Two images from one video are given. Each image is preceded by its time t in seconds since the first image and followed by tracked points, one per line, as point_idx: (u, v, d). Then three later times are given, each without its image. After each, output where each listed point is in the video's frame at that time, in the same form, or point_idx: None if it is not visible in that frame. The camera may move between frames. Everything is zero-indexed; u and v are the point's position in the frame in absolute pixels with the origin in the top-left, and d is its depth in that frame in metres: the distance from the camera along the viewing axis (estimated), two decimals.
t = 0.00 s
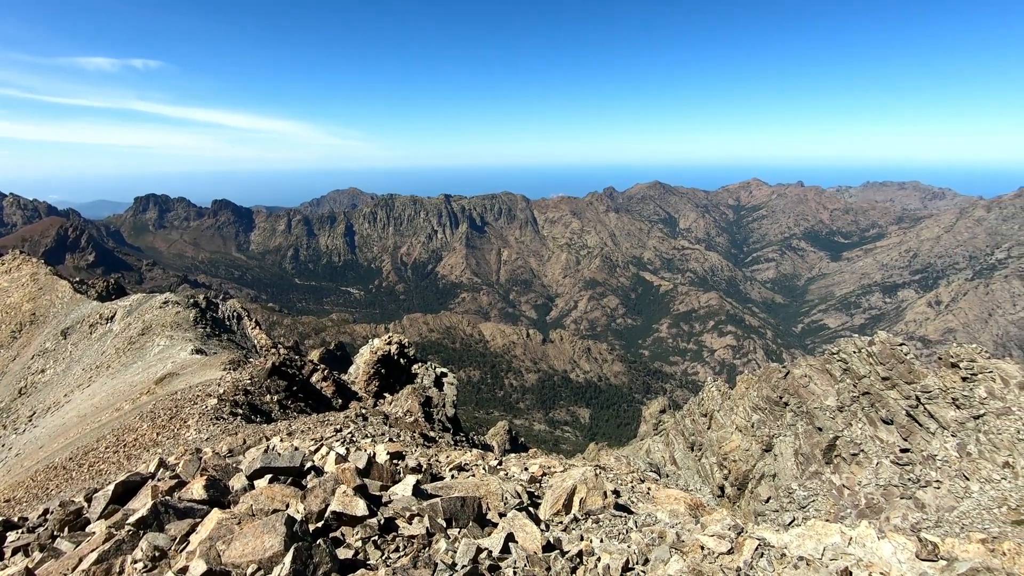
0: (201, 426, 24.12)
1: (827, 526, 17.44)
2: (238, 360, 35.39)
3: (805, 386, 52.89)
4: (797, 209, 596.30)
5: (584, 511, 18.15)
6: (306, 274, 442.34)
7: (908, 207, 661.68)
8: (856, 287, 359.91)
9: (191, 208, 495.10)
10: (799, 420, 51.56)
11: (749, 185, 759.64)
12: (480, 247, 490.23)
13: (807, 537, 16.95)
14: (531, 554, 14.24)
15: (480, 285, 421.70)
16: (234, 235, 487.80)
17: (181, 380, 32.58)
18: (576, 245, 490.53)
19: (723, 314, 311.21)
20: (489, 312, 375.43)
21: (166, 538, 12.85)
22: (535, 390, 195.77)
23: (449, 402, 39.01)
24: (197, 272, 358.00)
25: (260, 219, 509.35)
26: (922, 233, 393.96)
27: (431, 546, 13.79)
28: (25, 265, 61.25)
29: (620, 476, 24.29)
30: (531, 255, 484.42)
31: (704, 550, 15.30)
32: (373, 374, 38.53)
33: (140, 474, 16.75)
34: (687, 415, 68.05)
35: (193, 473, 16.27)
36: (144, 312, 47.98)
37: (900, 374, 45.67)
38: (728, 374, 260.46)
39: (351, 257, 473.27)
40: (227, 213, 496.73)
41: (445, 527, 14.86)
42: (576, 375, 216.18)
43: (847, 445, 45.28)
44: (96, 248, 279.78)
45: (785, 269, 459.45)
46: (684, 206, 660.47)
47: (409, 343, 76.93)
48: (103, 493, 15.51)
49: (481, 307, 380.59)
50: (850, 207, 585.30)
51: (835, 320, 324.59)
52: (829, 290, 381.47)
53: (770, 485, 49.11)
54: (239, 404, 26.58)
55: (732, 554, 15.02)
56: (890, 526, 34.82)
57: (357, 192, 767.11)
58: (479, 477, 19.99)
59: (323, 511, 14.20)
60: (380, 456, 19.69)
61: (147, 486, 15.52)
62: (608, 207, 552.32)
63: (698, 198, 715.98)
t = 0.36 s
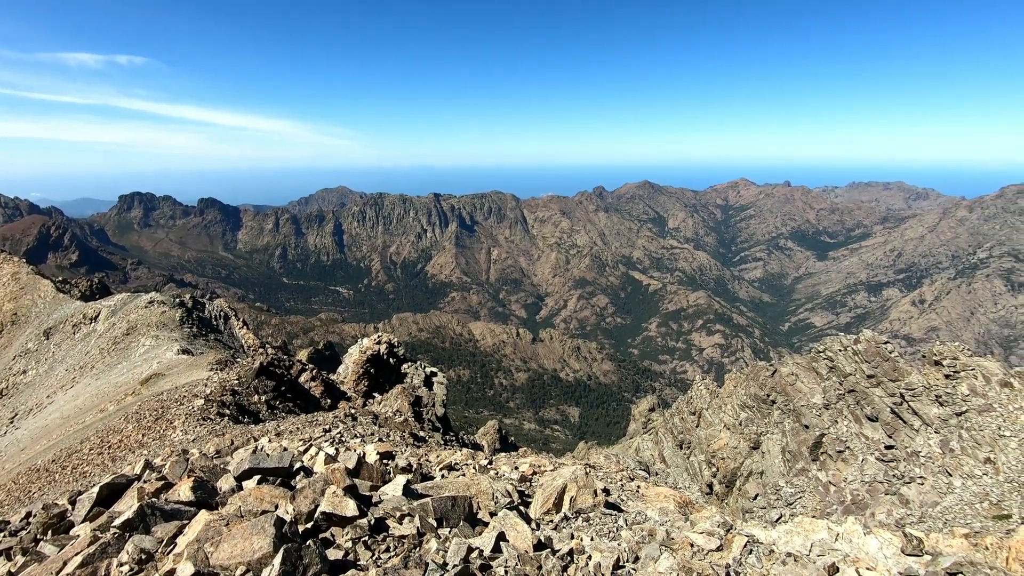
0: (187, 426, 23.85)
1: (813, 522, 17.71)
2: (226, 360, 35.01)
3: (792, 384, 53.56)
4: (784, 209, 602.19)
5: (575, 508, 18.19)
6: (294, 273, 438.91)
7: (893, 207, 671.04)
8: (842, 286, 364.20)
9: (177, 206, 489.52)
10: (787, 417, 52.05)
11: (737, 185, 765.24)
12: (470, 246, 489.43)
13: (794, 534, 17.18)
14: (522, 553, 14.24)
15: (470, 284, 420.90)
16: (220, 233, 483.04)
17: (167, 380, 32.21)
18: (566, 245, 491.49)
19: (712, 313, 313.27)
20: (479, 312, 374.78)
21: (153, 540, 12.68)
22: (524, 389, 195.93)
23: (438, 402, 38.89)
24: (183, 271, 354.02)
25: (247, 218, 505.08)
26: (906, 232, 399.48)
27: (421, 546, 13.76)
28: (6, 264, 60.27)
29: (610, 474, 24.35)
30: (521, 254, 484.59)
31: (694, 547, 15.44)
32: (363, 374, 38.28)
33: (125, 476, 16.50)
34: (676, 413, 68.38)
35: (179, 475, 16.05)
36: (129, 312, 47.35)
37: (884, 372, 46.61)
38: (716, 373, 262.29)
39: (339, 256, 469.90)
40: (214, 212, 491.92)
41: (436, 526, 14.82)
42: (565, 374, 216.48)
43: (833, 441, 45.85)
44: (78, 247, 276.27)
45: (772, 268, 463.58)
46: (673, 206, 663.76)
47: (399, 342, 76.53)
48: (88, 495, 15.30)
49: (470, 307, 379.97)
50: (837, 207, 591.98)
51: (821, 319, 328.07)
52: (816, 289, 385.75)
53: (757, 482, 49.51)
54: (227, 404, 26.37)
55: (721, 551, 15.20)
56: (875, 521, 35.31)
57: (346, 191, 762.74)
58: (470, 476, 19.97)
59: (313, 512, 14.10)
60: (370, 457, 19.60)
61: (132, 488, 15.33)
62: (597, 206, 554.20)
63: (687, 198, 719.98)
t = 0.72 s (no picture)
0: (178, 427, 23.70)
1: (807, 521, 17.81)
2: (217, 360, 34.76)
3: (783, 384, 53.92)
4: (776, 210, 606.40)
5: (568, 509, 18.18)
6: (286, 274, 436.78)
7: (883, 208, 677.65)
8: (833, 287, 367.10)
9: (167, 206, 486.25)
10: (778, 417, 52.42)
11: (729, 185, 769.49)
12: (463, 246, 488.67)
13: (785, 532, 17.27)
14: (516, 553, 14.27)
15: (463, 285, 420.53)
16: (211, 233, 480.17)
17: (158, 381, 31.95)
18: (559, 245, 492.58)
19: (704, 313, 314.95)
20: (472, 312, 374.43)
21: (145, 541, 12.59)
22: (518, 389, 196.13)
23: (432, 402, 38.74)
24: (174, 271, 351.39)
25: (238, 218, 502.64)
26: (896, 233, 403.41)
27: (416, 547, 13.72)
28: None
29: (603, 474, 24.39)
30: (514, 254, 484.91)
31: (688, 545, 15.45)
32: (355, 374, 38.10)
33: (115, 479, 16.35)
34: (668, 413, 68.59)
35: (171, 476, 15.95)
36: (119, 312, 47.00)
37: (875, 372, 47.09)
38: (708, 373, 263.66)
39: (331, 256, 467.79)
40: (205, 212, 489.06)
41: (430, 527, 14.75)
42: (558, 374, 216.63)
43: (824, 441, 46.19)
44: (68, 247, 272.76)
45: (764, 268, 466.56)
46: (666, 206, 666.16)
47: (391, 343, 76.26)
48: (77, 498, 15.13)
49: (463, 307, 379.49)
50: (827, 208, 596.72)
51: (812, 319, 330.56)
52: (807, 289, 388.86)
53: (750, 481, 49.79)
54: (219, 405, 26.18)
55: (714, 549, 15.22)
56: (866, 520, 35.57)
57: (339, 191, 760.04)
58: (464, 476, 19.92)
59: (305, 513, 14.05)
60: (363, 458, 19.53)
61: (123, 490, 15.19)
62: (590, 207, 555.77)
63: (679, 198, 722.96)
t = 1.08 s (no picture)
0: (167, 431, 23.43)
1: (797, 521, 17.87)
2: (207, 363, 34.39)
3: (774, 385, 54.53)
4: (766, 212, 611.16)
5: (560, 511, 18.20)
6: (277, 276, 433.87)
7: (871, 211, 685.20)
8: (823, 289, 370.17)
9: (156, 208, 481.70)
10: (768, 419, 52.81)
11: (720, 188, 774.50)
12: (455, 248, 487.64)
13: (776, 533, 17.34)
14: (508, 556, 14.23)
15: (455, 287, 419.78)
16: (201, 235, 476.39)
17: (146, 385, 31.61)
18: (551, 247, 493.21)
19: (695, 314, 316.42)
20: (464, 314, 373.90)
21: (132, 547, 12.43)
22: (510, 392, 195.89)
23: (424, 405, 38.60)
24: (163, 274, 348.04)
25: (228, 219, 499.27)
26: (884, 236, 407.88)
27: (407, 551, 13.66)
28: None
29: (595, 476, 24.40)
30: (506, 256, 484.95)
31: (680, 548, 15.52)
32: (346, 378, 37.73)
33: (102, 483, 16.14)
34: (660, 415, 68.86)
35: (160, 481, 15.75)
36: (106, 315, 46.44)
37: (864, 373, 47.38)
38: (699, 375, 265.02)
39: (322, 259, 465.12)
40: (194, 213, 485.57)
41: (423, 530, 14.70)
42: (551, 376, 216.81)
43: (813, 442, 46.48)
44: (55, 249, 269.95)
45: (754, 270, 469.76)
46: (657, 208, 669.07)
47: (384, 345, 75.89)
48: (63, 503, 14.94)
49: (456, 309, 378.83)
50: (817, 211, 602.57)
51: (802, 320, 333.14)
52: (796, 291, 391.88)
53: (740, 483, 50.05)
54: (208, 408, 25.91)
55: (704, 551, 15.32)
56: (856, 520, 35.82)
57: (330, 193, 756.58)
58: (455, 479, 19.87)
59: (296, 517, 13.92)
60: (354, 460, 19.44)
61: (110, 495, 14.97)
62: (582, 209, 557.62)
63: (671, 201, 726.67)
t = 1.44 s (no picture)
0: (149, 437, 23.07)
1: (782, 521, 18.08)
2: (190, 368, 33.89)
3: (759, 386, 55.38)
4: (751, 215, 618.19)
5: (548, 513, 18.22)
6: (262, 279, 429.25)
7: (854, 214, 696.53)
8: (807, 290, 374.82)
9: (138, 210, 474.67)
10: (754, 419, 53.36)
11: (706, 191, 781.94)
12: (442, 251, 485.78)
13: (762, 532, 17.60)
14: (497, 559, 14.18)
15: (443, 290, 418.24)
16: (184, 238, 470.73)
17: (128, 390, 31.09)
18: (539, 250, 493.98)
19: (682, 316, 318.67)
20: (452, 317, 372.94)
21: (112, 556, 12.21)
22: (498, 394, 195.59)
23: (411, 408, 38.42)
24: (145, 277, 342.59)
25: (212, 222, 494.10)
26: (866, 238, 414.55)
27: (394, 555, 13.63)
28: None
29: (583, 477, 24.48)
30: (493, 259, 484.70)
31: (667, 548, 15.62)
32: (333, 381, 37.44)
33: (82, 490, 15.85)
34: (647, 417, 69.30)
35: (141, 488, 15.48)
36: (87, 319, 45.63)
37: (847, 373, 48.05)
38: (686, 376, 266.79)
39: (308, 261, 461.03)
40: (177, 216, 480.04)
41: (409, 535, 14.60)
42: (539, 379, 216.89)
43: (798, 442, 46.99)
44: (33, 252, 265.75)
45: (740, 272, 474.56)
46: (644, 211, 673.21)
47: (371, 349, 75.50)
48: (41, 511, 14.65)
49: (443, 312, 377.64)
50: (800, 213, 610.47)
51: (787, 322, 336.97)
52: (781, 292, 396.46)
53: (727, 483, 50.44)
54: (191, 413, 25.55)
55: (692, 551, 15.42)
56: (840, 519, 36.16)
57: (316, 195, 751.07)
58: (443, 483, 19.76)
59: (281, 523, 13.78)
60: (341, 465, 19.26)
61: (90, 503, 14.69)
62: (569, 212, 559.56)
63: (657, 203, 731.86)
